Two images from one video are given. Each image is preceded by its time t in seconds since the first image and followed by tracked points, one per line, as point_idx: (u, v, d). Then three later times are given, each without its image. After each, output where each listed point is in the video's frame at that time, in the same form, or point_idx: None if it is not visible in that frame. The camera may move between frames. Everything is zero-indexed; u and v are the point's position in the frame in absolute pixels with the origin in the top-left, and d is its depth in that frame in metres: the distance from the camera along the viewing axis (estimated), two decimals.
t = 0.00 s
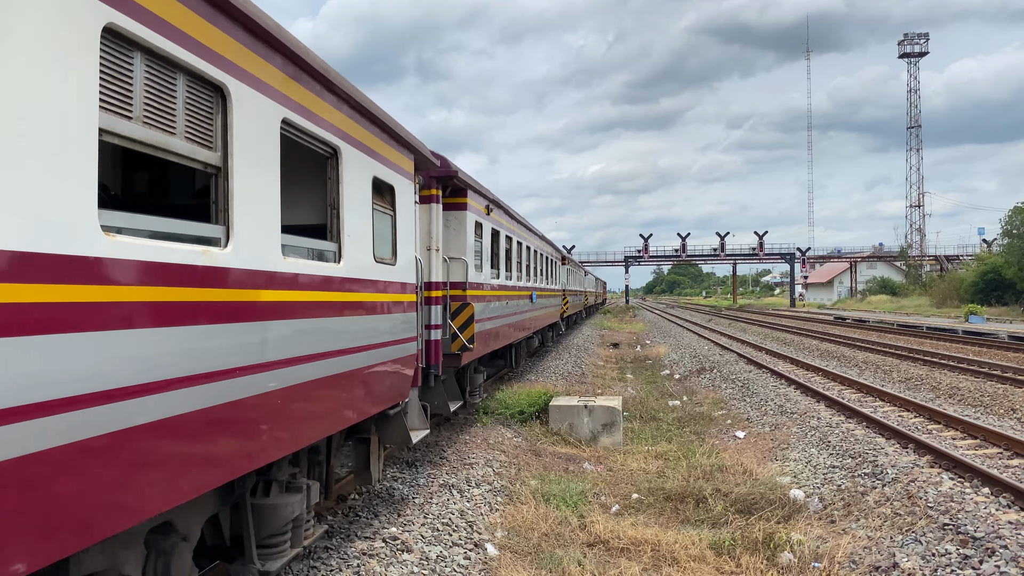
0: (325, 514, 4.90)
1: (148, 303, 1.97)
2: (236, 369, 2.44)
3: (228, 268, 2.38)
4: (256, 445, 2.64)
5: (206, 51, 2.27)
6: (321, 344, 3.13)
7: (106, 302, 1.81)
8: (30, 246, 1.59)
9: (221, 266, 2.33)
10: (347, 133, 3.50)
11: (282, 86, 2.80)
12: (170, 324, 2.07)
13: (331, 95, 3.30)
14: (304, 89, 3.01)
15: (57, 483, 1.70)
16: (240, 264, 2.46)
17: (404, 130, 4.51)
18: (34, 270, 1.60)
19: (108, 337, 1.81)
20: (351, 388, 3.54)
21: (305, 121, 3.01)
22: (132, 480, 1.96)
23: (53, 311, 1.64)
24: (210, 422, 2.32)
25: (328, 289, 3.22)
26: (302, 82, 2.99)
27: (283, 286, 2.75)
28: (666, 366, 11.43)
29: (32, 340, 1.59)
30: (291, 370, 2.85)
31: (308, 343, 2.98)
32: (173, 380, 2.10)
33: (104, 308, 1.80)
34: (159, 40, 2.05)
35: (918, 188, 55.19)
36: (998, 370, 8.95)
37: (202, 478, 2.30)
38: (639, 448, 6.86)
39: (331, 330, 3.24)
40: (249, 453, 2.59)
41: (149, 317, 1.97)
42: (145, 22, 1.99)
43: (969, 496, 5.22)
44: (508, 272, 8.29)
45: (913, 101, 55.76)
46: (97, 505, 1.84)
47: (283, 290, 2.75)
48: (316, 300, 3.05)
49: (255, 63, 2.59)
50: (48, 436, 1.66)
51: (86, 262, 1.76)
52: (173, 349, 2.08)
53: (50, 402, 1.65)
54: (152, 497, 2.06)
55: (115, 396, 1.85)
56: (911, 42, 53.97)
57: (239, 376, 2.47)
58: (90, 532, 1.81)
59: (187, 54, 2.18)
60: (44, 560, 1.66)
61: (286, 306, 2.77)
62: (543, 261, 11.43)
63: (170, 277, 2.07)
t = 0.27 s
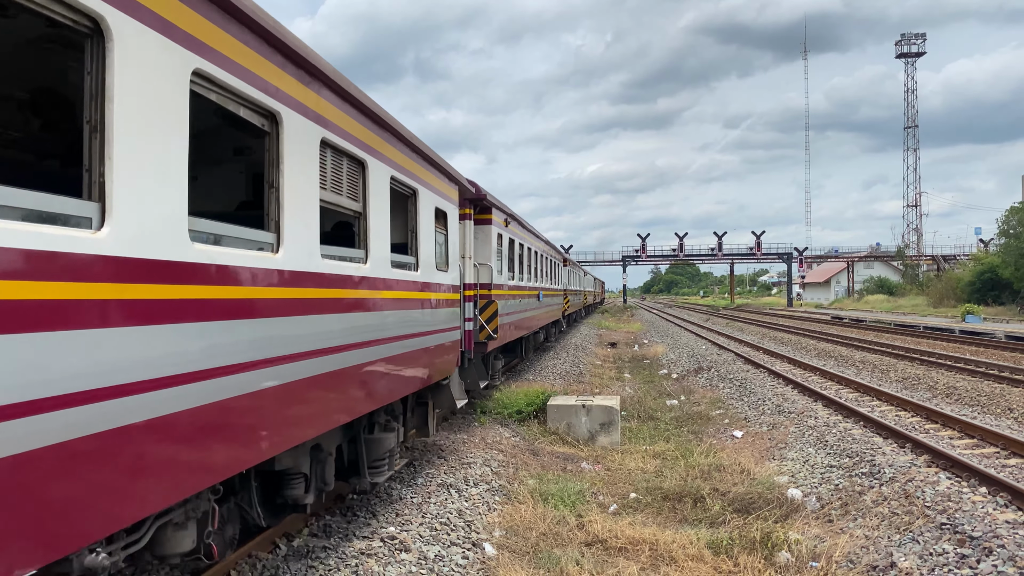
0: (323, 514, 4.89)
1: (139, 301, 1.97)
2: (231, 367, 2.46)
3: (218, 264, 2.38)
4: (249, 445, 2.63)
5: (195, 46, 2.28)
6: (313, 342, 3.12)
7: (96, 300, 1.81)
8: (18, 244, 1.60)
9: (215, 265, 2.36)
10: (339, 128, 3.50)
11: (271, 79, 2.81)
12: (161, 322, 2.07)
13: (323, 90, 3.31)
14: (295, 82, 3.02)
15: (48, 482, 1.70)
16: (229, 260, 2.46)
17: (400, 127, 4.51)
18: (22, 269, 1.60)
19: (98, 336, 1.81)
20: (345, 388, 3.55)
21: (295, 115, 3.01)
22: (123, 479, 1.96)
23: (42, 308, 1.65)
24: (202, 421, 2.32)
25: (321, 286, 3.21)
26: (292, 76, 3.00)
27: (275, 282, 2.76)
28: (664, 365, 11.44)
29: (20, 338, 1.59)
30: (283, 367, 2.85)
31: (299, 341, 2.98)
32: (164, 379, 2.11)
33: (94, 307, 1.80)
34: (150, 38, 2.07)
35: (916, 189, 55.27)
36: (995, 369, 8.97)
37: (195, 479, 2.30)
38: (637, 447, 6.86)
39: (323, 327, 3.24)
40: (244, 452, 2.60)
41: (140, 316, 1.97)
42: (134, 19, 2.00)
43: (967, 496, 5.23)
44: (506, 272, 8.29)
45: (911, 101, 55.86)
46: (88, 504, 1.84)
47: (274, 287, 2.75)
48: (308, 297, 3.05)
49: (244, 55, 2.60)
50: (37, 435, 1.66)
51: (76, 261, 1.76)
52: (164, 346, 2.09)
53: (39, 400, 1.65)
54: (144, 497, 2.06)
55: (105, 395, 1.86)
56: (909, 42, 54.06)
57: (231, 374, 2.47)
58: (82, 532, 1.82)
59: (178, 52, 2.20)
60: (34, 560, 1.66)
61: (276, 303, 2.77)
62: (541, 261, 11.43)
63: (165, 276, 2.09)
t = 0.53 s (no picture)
0: (321, 514, 4.88)
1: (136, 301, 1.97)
2: (227, 368, 2.46)
3: (213, 261, 2.37)
4: (245, 446, 2.63)
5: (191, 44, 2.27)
6: (308, 342, 3.11)
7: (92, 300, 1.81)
8: (13, 244, 1.60)
9: (211, 265, 2.35)
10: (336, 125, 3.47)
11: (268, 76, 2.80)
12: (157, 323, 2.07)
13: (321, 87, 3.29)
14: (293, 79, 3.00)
15: (43, 480, 1.70)
16: (224, 257, 2.44)
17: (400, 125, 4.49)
18: (18, 270, 1.60)
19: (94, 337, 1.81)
20: (342, 388, 3.55)
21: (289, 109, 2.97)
22: (121, 480, 1.96)
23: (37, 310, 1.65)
24: (197, 421, 2.31)
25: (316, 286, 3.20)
26: (290, 73, 2.99)
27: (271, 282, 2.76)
28: (663, 366, 11.44)
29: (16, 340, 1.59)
30: (279, 367, 2.84)
31: (295, 341, 2.96)
32: (161, 378, 2.10)
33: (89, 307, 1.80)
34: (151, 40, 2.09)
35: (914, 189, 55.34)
36: (993, 370, 8.99)
37: (192, 480, 2.30)
38: (636, 448, 6.86)
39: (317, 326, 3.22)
40: (239, 454, 2.60)
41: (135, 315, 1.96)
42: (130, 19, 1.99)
43: (965, 496, 5.23)
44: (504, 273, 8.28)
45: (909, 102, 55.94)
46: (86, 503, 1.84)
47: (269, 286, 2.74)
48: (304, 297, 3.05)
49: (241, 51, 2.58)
50: (33, 434, 1.66)
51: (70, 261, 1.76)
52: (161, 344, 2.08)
53: (34, 401, 1.65)
54: (142, 496, 2.06)
55: (100, 394, 1.85)
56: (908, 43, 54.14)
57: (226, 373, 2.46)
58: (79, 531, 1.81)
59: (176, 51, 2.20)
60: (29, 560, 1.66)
61: (272, 303, 2.77)
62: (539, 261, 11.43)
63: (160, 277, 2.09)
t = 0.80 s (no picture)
0: (319, 515, 4.88)
1: (134, 301, 1.97)
2: (222, 368, 2.44)
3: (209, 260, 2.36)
4: (241, 447, 2.62)
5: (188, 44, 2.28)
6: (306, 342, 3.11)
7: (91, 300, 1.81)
8: (11, 245, 1.59)
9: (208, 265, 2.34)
10: (332, 123, 3.47)
11: (264, 75, 2.79)
12: (155, 323, 2.06)
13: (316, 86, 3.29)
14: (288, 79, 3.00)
15: (42, 481, 1.70)
16: (219, 257, 2.43)
17: (397, 124, 4.49)
18: (17, 270, 1.60)
19: (93, 337, 1.81)
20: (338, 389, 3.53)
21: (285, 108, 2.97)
22: (120, 480, 1.96)
23: (35, 309, 1.65)
24: (195, 421, 2.31)
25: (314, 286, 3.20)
26: (284, 70, 2.97)
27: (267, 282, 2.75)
28: (661, 366, 11.44)
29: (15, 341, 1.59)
30: (275, 367, 2.83)
31: (292, 340, 2.96)
32: (160, 378, 2.10)
33: (88, 307, 1.80)
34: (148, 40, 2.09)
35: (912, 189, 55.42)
36: (991, 370, 9.01)
37: (190, 482, 2.30)
38: (634, 448, 6.87)
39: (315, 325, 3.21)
40: (236, 455, 2.59)
41: (133, 315, 1.96)
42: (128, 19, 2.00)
43: (963, 496, 5.23)
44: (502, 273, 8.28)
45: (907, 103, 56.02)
46: (84, 504, 1.84)
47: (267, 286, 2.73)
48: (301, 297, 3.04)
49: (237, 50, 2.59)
50: (32, 435, 1.66)
51: (68, 261, 1.76)
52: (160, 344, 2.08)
53: (34, 402, 1.65)
54: (141, 496, 2.06)
55: (100, 395, 1.85)
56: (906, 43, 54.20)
57: (224, 373, 2.46)
58: (77, 532, 1.81)
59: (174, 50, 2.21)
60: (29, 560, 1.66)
61: (270, 303, 2.76)
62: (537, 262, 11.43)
63: (156, 277, 2.08)
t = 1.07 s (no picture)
0: (318, 515, 4.88)
1: (133, 303, 1.97)
2: (219, 369, 2.43)
3: (206, 261, 2.35)
4: (238, 445, 2.62)
5: (187, 46, 2.29)
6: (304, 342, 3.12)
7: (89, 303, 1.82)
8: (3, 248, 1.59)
9: (205, 265, 2.34)
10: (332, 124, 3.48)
11: (264, 76, 2.81)
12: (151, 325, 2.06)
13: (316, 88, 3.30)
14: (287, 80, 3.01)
15: (40, 482, 1.71)
16: (217, 258, 2.42)
17: (396, 125, 4.50)
18: (15, 273, 1.61)
19: (91, 339, 1.82)
20: (336, 389, 3.53)
21: (284, 110, 2.98)
22: (119, 481, 1.97)
23: (33, 312, 1.66)
24: (194, 421, 2.32)
25: (312, 287, 3.20)
26: (280, 69, 2.96)
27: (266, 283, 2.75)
28: (660, 366, 11.44)
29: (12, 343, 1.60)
30: (273, 368, 2.83)
31: (290, 340, 2.97)
32: (159, 380, 2.11)
33: (86, 309, 1.81)
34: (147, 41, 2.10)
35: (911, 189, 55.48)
36: (989, 370, 9.02)
37: (187, 481, 2.31)
38: (633, 448, 6.87)
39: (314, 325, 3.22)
40: (233, 455, 2.59)
41: (132, 317, 1.97)
42: (126, 21, 2.01)
43: (961, 496, 5.24)
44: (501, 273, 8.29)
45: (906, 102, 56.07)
46: (81, 504, 1.85)
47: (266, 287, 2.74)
48: (300, 298, 3.05)
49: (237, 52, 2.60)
50: (31, 437, 1.67)
51: (67, 263, 1.76)
52: (159, 345, 2.09)
53: (33, 404, 1.67)
54: (139, 495, 2.07)
55: (98, 396, 1.86)
56: (905, 42, 54.22)
57: (222, 374, 2.46)
58: (75, 532, 1.82)
59: (172, 52, 2.22)
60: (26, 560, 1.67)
61: (269, 304, 2.76)
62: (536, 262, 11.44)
63: (154, 279, 2.07)
